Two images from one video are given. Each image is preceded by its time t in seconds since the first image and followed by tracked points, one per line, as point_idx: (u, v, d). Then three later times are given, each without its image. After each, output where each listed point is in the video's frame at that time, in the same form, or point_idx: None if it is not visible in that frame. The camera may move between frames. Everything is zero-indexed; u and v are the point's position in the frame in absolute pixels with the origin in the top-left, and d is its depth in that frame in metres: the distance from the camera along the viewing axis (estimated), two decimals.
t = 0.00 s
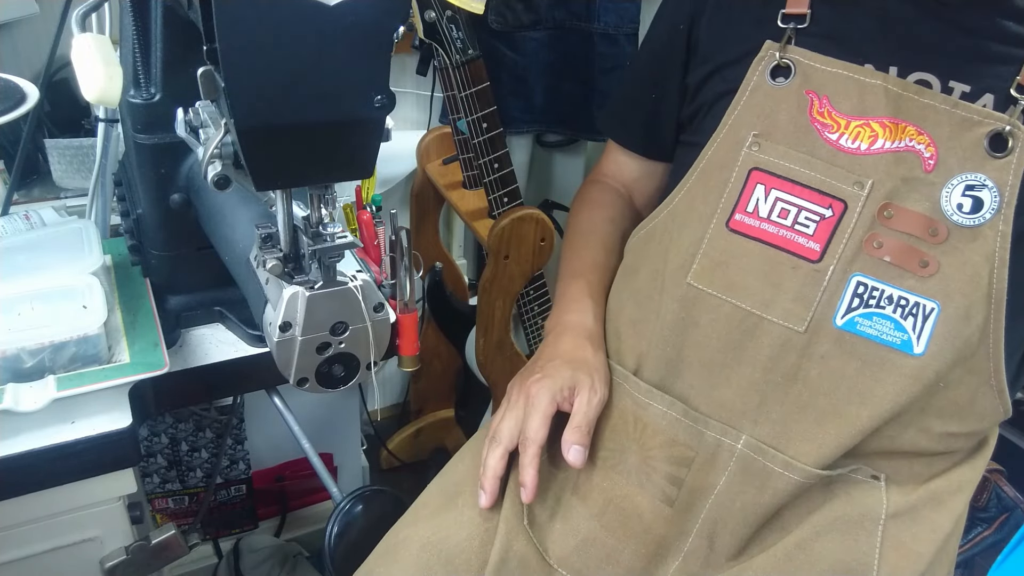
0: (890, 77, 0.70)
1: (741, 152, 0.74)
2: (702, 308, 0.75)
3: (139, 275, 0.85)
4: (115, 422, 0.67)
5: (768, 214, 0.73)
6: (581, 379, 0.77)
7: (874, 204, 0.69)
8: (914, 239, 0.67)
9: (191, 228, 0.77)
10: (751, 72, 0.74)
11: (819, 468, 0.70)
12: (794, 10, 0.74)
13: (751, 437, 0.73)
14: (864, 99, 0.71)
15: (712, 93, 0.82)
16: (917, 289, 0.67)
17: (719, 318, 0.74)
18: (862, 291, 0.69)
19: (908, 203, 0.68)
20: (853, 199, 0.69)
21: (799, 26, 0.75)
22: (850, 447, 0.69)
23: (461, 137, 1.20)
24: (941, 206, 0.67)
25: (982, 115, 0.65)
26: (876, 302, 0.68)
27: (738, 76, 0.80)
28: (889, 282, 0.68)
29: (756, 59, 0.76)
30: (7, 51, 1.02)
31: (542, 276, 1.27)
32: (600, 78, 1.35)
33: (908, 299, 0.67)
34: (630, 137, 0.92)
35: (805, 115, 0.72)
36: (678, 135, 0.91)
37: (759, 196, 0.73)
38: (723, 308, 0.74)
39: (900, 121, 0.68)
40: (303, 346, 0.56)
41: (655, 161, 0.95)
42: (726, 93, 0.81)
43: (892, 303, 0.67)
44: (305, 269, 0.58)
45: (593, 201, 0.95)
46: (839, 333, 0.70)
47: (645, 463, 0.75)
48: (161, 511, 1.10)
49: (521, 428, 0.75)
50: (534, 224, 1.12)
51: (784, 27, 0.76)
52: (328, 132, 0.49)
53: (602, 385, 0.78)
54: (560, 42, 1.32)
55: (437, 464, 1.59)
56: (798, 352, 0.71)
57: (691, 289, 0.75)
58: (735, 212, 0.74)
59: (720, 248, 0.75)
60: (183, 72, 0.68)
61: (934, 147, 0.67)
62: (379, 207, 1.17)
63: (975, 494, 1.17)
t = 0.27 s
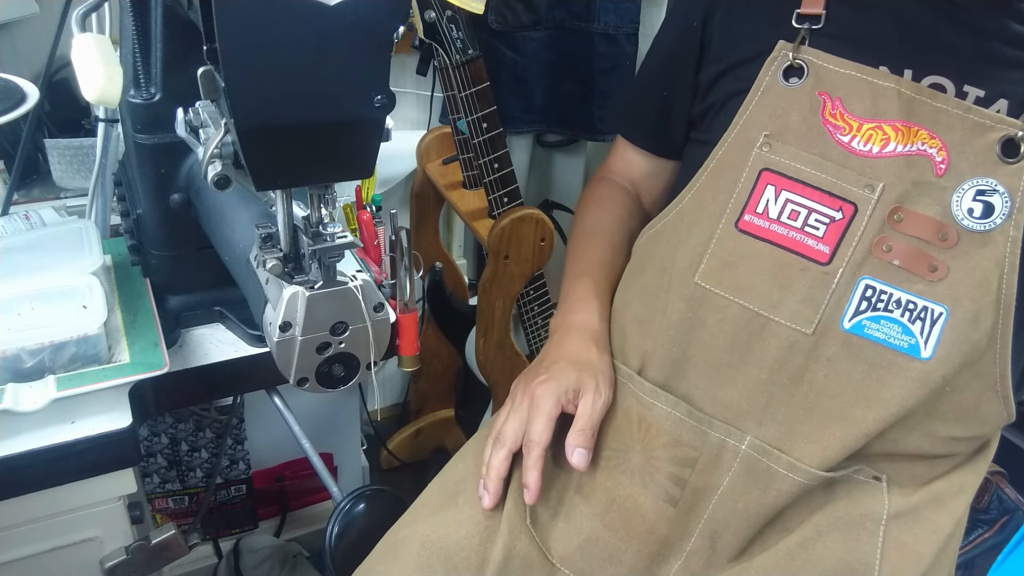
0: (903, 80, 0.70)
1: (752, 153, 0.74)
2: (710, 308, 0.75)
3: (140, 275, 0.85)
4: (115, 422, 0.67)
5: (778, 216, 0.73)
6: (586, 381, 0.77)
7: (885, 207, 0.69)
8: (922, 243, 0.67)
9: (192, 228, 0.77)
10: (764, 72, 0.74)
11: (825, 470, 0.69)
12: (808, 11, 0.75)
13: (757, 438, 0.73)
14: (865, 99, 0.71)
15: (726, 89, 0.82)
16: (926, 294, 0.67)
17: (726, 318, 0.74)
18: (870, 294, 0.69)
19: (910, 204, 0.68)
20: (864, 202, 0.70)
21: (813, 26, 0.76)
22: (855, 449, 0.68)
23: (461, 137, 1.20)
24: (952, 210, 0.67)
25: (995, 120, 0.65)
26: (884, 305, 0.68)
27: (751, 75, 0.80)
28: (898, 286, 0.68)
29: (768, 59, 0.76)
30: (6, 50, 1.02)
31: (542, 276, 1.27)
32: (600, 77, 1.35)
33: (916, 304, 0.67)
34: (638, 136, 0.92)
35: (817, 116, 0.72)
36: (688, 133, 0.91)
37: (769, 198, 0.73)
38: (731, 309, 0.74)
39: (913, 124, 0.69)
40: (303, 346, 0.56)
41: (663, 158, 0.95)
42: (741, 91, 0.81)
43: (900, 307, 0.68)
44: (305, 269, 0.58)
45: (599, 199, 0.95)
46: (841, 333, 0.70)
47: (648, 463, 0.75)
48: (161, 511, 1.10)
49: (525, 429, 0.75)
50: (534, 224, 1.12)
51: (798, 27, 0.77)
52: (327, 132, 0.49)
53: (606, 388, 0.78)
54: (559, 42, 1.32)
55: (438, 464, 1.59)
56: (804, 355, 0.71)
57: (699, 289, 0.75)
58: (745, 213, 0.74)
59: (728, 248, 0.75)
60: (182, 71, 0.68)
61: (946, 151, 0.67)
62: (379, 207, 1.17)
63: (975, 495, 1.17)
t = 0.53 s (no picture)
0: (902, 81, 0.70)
1: (750, 155, 0.74)
2: (708, 309, 0.75)
3: (140, 275, 0.85)
4: (115, 422, 0.67)
5: (776, 217, 0.73)
6: (585, 388, 0.77)
7: (883, 208, 0.69)
8: (921, 245, 0.67)
9: (192, 228, 0.77)
10: (762, 73, 0.74)
11: (823, 471, 0.69)
12: (808, 12, 0.75)
13: (756, 440, 0.73)
14: (863, 101, 0.71)
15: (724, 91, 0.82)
16: (924, 296, 0.67)
17: (724, 320, 0.74)
18: (868, 295, 0.69)
19: (909, 204, 0.68)
20: (862, 203, 0.69)
21: (812, 27, 0.76)
22: (852, 450, 0.68)
23: (461, 137, 1.20)
24: (951, 211, 0.67)
25: (994, 121, 0.65)
26: (882, 306, 0.68)
27: (750, 76, 0.80)
28: (896, 287, 0.68)
29: (767, 60, 0.76)
30: (7, 50, 1.02)
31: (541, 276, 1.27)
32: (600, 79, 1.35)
33: (914, 305, 0.67)
34: (640, 137, 0.92)
35: (815, 117, 0.72)
36: (687, 134, 0.91)
37: (768, 199, 0.73)
38: (729, 311, 0.74)
39: (911, 126, 0.68)
40: (303, 346, 0.56)
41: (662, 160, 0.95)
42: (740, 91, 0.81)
43: (898, 308, 0.68)
44: (305, 269, 0.58)
45: (600, 201, 0.95)
46: (838, 334, 0.70)
47: (647, 465, 0.75)
48: (161, 511, 1.10)
49: (524, 434, 0.76)
50: (534, 224, 1.12)
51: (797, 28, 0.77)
52: (328, 132, 0.49)
53: (605, 393, 0.78)
54: (560, 42, 1.32)
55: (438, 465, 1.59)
56: (803, 356, 0.71)
57: (697, 291, 0.75)
58: (743, 215, 0.74)
59: (726, 250, 0.75)
60: (182, 71, 0.68)
61: (944, 153, 0.67)
62: (379, 207, 1.17)
63: (975, 495, 1.17)
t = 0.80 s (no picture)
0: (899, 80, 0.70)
1: (748, 154, 0.75)
2: (707, 308, 0.75)
3: (140, 275, 0.85)
4: (115, 422, 0.67)
5: (774, 215, 0.73)
6: (583, 387, 0.77)
7: (880, 206, 0.69)
8: (919, 242, 0.67)
9: (191, 228, 0.77)
10: (759, 73, 0.74)
11: (822, 470, 0.69)
12: (805, 12, 0.75)
13: (753, 438, 0.73)
14: (862, 100, 0.71)
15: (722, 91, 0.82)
16: (922, 293, 0.67)
17: (723, 319, 0.74)
18: (866, 293, 0.69)
19: (908, 202, 0.68)
20: (860, 201, 0.69)
21: (809, 27, 0.75)
22: (851, 448, 0.68)
23: (460, 137, 1.20)
24: (948, 209, 0.67)
25: (990, 120, 0.65)
26: (880, 304, 0.68)
27: (748, 75, 0.80)
28: (894, 285, 0.68)
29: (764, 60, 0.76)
30: (7, 50, 1.02)
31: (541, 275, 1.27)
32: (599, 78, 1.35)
33: (912, 302, 0.67)
34: (639, 137, 0.92)
35: (813, 116, 0.72)
36: (686, 133, 0.91)
37: (766, 198, 0.73)
38: (728, 309, 0.74)
39: (908, 124, 0.68)
40: (303, 346, 0.56)
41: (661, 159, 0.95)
42: (732, 93, 0.81)
43: (897, 306, 0.68)
44: (305, 269, 0.58)
45: (599, 200, 0.95)
46: (837, 332, 0.70)
47: (647, 463, 0.75)
48: (161, 511, 1.10)
49: (522, 433, 0.76)
50: (534, 224, 1.12)
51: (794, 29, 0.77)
52: (327, 132, 0.49)
53: (603, 391, 0.78)
54: (560, 42, 1.32)
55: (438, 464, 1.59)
56: (802, 354, 0.71)
57: (696, 289, 0.75)
58: (741, 214, 0.74)
59: (726, 249, 0.75)
60: (182, 72, 0.68)
61: (942, 151, 0.67)
62: (379, 207, 1.17)
63: (975, 494, 1.17)
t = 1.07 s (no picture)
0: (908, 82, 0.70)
1: (756, 154, 0.74)
2: (713, 309, 0.75)
3: (140, 275, 0.85)
4: (115, 422, 0.67)
5: (782, 216, 0.73)
6: (590, 393, 0.77)
7: (889, 209, 0.69)
8: (927, 245, 0.68)
9: (191, 227, 0.77)
10: (767, 73, 0.74)
11: (827, 471, 0.69)
12: (815, 12, 0.75)
13: (760, 439, 0.73)
14: (869, 101, 0.71)
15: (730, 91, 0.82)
16: (930, 295, 0.67)
17: (729, 320, 0.74)
18: (874, 295, 0.69)
19: (913, 204, 0.69)
20: (868, 203, 0.70)
21: (819, 27, 0.76)
22: (857, 450, 0.68)
23: (461, 137, 1.20)
24: (957, 211, 0.67)
25: (999, 122, 0.66)
26: (888, 306, 0.68)
27: (757, 75, 0.80)
28: (902, 287, 0.68)
29: (772, 60, 0.75)
30: (7, 51, 1.02)
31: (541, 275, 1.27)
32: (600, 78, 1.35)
33: (920, 305, 0.67)
34: (645, 137, 0.93)
35: (822, 117, 0.72)
36: (694, 130, 0.91)
37: (774, 199, 0.73)
38: (734, 310, 0.74)
39: (918, 126, 0.69)
40: (303, 346, 0.56)
41: (667, 157, 0.95)
42: (746, 91, 0.81)
43: (904, 308, 0.68)
44: (305, 269, 0.58)
45: (604, 200, 0.95)
46: (843, 333, 0.70)
47: (652, 465, 0.75)
48: (161, 511, 1.10)
49: (529, 437, 0.76)
50: (534, 224, 1.12)
51: (804, 28, 0.77)
52: (328, 132, 0.49)
53: (610, 396, 0.78)
54: (560, 42, 1.32)
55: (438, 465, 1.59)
56: (808, 356, 0.71)
57: (702, 290, 0.75)
58: (749, 214, 0.74)
59: (732, 249, 0.75)
60: (182, 72, 0.68)
61: (951, 153, 0.67)
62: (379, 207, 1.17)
63: (976, 495, 1.17)
